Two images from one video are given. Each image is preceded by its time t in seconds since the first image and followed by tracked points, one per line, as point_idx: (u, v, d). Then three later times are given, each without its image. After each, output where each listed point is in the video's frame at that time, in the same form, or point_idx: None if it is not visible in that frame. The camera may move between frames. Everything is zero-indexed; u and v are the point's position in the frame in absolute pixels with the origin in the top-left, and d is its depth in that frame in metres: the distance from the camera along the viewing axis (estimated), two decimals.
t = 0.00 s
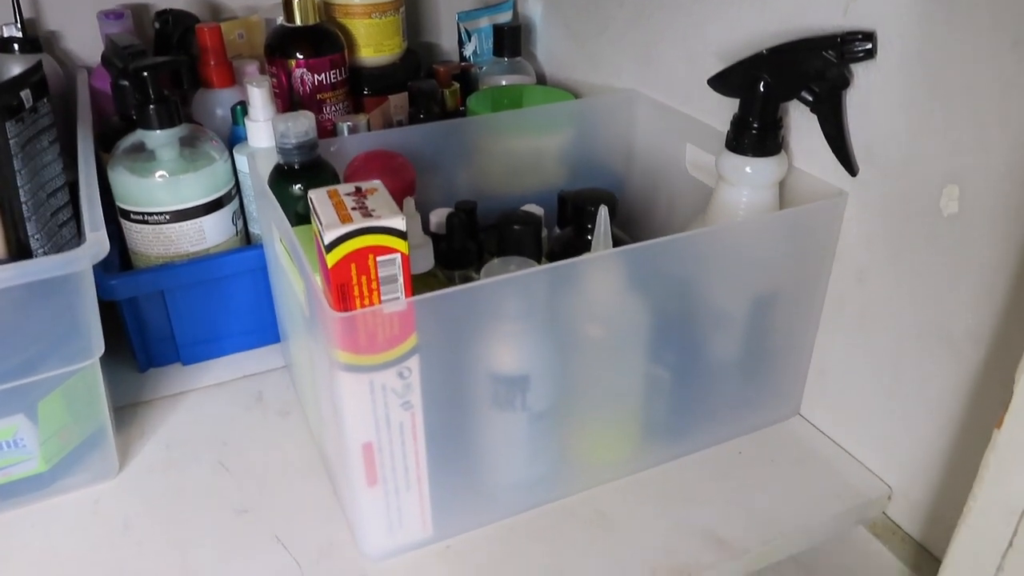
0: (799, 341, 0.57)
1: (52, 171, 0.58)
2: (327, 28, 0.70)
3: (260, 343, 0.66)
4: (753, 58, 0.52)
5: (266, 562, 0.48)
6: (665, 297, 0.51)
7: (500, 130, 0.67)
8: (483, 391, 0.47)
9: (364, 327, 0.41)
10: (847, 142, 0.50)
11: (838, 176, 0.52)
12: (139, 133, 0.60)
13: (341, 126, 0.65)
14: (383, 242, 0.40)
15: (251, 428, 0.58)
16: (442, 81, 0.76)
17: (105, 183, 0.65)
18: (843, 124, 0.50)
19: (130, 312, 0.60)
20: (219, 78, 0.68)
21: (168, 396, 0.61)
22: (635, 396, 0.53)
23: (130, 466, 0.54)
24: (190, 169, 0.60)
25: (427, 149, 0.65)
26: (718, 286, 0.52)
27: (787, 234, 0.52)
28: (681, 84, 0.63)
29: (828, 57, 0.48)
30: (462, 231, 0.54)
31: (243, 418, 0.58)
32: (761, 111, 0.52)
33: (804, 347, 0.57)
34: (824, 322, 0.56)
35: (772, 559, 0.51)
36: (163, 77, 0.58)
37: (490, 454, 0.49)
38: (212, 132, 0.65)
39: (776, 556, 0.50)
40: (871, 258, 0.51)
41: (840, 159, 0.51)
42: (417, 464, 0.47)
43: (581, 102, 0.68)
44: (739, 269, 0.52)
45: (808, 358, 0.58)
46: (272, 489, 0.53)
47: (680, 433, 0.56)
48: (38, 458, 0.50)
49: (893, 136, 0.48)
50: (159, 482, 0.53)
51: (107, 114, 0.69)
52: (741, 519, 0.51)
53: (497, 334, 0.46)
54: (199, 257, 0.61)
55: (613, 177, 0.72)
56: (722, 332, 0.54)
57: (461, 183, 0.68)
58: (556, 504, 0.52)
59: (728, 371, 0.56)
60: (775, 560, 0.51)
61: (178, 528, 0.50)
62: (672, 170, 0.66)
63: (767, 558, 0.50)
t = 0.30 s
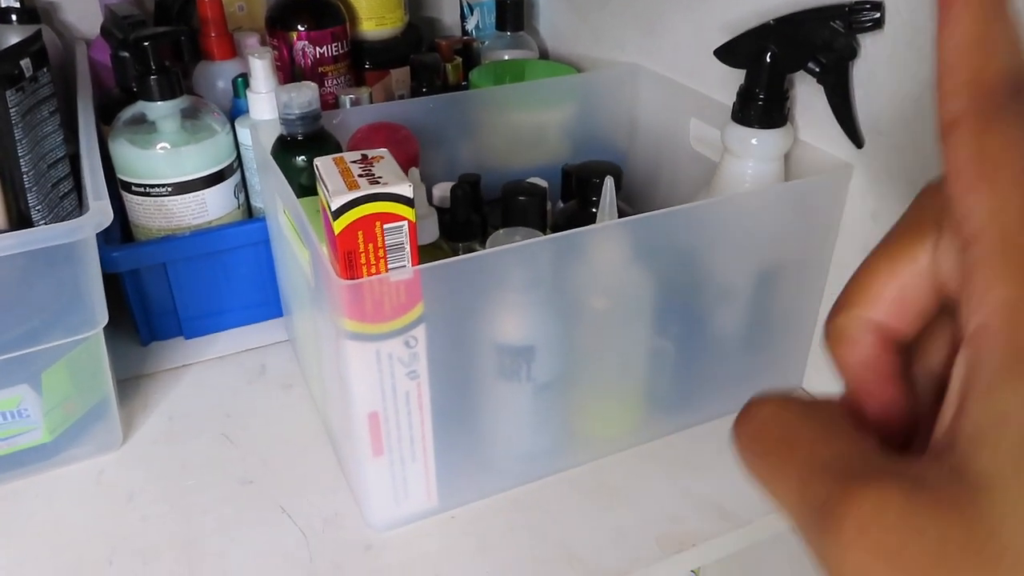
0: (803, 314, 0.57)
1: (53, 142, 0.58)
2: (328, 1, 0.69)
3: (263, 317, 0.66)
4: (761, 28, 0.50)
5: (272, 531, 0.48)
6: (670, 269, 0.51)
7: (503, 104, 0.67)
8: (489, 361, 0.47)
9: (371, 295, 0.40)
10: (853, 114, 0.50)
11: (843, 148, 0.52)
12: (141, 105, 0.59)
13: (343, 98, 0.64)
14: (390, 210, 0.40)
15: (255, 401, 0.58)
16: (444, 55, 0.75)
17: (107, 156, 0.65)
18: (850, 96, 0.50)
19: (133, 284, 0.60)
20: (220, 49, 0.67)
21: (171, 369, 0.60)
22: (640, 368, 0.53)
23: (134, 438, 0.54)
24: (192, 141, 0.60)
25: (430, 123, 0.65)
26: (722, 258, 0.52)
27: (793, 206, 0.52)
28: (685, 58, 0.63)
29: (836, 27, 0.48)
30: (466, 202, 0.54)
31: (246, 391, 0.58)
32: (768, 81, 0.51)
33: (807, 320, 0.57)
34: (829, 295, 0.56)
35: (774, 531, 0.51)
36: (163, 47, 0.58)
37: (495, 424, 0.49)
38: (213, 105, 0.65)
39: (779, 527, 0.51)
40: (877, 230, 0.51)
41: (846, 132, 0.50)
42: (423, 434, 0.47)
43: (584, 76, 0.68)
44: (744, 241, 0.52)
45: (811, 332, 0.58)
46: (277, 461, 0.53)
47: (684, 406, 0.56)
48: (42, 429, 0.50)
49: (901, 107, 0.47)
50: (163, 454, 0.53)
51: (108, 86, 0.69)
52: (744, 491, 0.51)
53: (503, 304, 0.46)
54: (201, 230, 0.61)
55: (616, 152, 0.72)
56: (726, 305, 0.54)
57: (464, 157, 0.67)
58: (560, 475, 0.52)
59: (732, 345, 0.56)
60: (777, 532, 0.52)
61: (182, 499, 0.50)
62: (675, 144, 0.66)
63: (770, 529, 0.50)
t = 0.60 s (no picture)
0: (796, 285, 0.57)
1: (38, 111, 0.57)
2: None
3: (253, 290, 0.65)
4: None
5: (261, 501, 0.48)
6: (661, 238, 0.50)
7: (495, 74, 0.66)
8: (478, 331, 0.47)
9: (356, 262, 0.40)
10: (847, 80, 0.49)
11: (837, 115, 0.51)
12: (127, 74, 0.59)
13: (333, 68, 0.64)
14: (375, 174, 0.39)
15: (245, 373, 0.57)
16: (435, 25, 0.73)
17: (93, 127, 0.64)
18: (845, 61, 0.49)
19: (121, 255, 0.60)
20: (208, 19, 0.66)
21: (161, 341, 0.60)
22: (631, 338, 0.52)
23: (123, 409, 0.54)
24: (179, 111, 0.59)
25: (421, 93, 0.64)
26: (715, 227, 0.51)
27: (786, 174, 0.51)
28: (679, 26, 0.62)
29: None
30: (456, 171, 0.53)
31: (236, 363, 0.58)
32: (761, 47, 0.50)
33: (800, 290, 0.57)
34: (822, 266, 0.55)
35: (765, 501, 0.51)
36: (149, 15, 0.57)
37: (484, 394, 0.49)
38: (201, 75, 0.64)
39: (770, 496, 0.50)
40: (870, 199, 0.51)
41: (841, 98, 0.49)
42: (412, 404, 0.46)
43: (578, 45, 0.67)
44: (737, 210, 0.51)
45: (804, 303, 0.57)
46: (266, 432, 0.52)
47: (676, 376, 0.55)
48: (30, 399, 0.50)
49: (896, 72, 0.46)
50: (152, 424, 0.53)
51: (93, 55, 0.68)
52: (735, 461, 0.51)
53: (491, 273, 0.46)
54: (189, 201, 0.60)
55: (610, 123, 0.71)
56: (719, 275, 0.53)
57: (456, 128, 0.67)
58: (551, 446, 0.52)
59: (725, 315, 0.55)
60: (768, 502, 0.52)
61: (172, 470, 0.50)
62: (669, 114, 0.65)
63: (760, 499, 0.50)
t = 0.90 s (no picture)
0: (799, 265, 0.56)
1: (35, 90, 0.57)
2: None
3: (254, 270, 0.65)
4: None
5: (263, 480, 0.48)
6: (664, 217, 0.50)
7: (497, 52, 0.65)
8: (480, 310, 0.47)
9: (358, 239, 0.40)
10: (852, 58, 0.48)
11: (842, 94, 0.51)
12: (125, 52, 0.58)
13: (332, 46, 0.63)
14: (376, 150, 0.39)
15: (245, 353, 0.57)
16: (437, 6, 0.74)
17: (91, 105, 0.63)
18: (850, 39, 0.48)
19: (120, 235, 0.59)
20: None
21: (161, 321, 0.60)
22: (634, 318, 0.52)
23: (124, 389, 0.54)
24: (178, 89, 0.58)
25: (422, 71, 0.64)
26: (717, 207, 0.51)
27: (790, 153, 0.51)
28: (683, 4, 0.61)
29: None
30: (458, 150, 0.53)
31: (237, 343, 0.58)
32: (766, 25, 0.50)
33: (803, 270, 0.57)
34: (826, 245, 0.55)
35: (767, 480, 0.51)
36: None
37: (485, 374, 0.49)
38: (200, 53, 0.63)
39: (772, 476, 0.50)
40: (875, 178, 0.50)
41: (846, 77, 0.49)
42: (413, 383, 0.46)
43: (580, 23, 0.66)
44: (740, 189, 0.51)
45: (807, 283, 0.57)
46: (268, 411, 0.52)
47: (678, 356, 0.55)
48: (30, 378, 0.50)
49: (901, 49, 0.46)
50: (153, 404, 0.53)
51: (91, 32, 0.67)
52: (737, 441, 0.51)
53: (493, 251, 0.45)
54: (188, 181, 0.60)
55: (612, 102, 0.70)
56: (721, 255, 0.53)
57: (457, 107, 0.66)
58: (553, 426, 0.52)
59: (727, 295, 0.55)
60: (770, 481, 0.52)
61: (173, 449, 0.50)
62: (672, 93, 0.65)
63: (762, 478, 0.50)
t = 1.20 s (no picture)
0: (801, 261, 0.57)
1: (42, 82, 0.57)
2: None
3: (259, 263, 0.65)
4: None
5: (270, 472, 0.48)
6: (667, 212, 0.50)
7: (501, 46, 0.65)
8: (485, 305, 0.47)
9: (365, 235, 0.40)
10: (856, 56, 0.49)
11: (845, 91, 0.51)
12: (130, 45, 0.59)
13: (338, 39, 0.63)
14: (383, 147, 0.39)
15: (251, 345, 0.58)
16: None
17: (97, 98, 0.64)
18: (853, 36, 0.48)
19: (127, 228, 0.60)
20: None
21: (168, 313, 0.60)
22: (637, 313, 0.53)
23: (132, 381, 0.54)
24: (183, 83, 0.59)
25: (427, 65, 0.64)
26: (720, 203, 0.51)
27: (793, 150, 0.51)
28: None
29: None
30: (462, 145, 0.53)
31: (243, 336, 0.58)
32: (770, 21, 0.50)
33: (804, 267, 0.57)
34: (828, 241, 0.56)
35: (767, 474, 0.51)
36: None
37: (490, 368, 0.49)
38: (205, 46, 0.64)
39: (773, 469, 0.51)
40: (876, 175, 0.51)
41: (848, 74, 0.49)
42: (419, 376, 0.47)
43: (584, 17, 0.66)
44: (743, 186, 0.51)
45: (809, 279, 0.58)
46: (274, 404, 0.53)
47: (681, 351, 0.56)
48: (40, 369, 0.50)
49: (904, 47, 0.46)
50: (161, 396, 0.53)
51: (96, 24, 0.67)
52: (739, 435, 0.52)
53: (498, 247, 0.46)
54: (194, 174, 0.60)
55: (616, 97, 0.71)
56: (724, 251, 0.54)
57: (461, 101, 0.66)
58: (557, 420, 0.52)
59: (729, 290, 0.56)
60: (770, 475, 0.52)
61: (181, 441, 0.50)
62: (676, 88, 0.65)
63: (762, 472, 0.51)
